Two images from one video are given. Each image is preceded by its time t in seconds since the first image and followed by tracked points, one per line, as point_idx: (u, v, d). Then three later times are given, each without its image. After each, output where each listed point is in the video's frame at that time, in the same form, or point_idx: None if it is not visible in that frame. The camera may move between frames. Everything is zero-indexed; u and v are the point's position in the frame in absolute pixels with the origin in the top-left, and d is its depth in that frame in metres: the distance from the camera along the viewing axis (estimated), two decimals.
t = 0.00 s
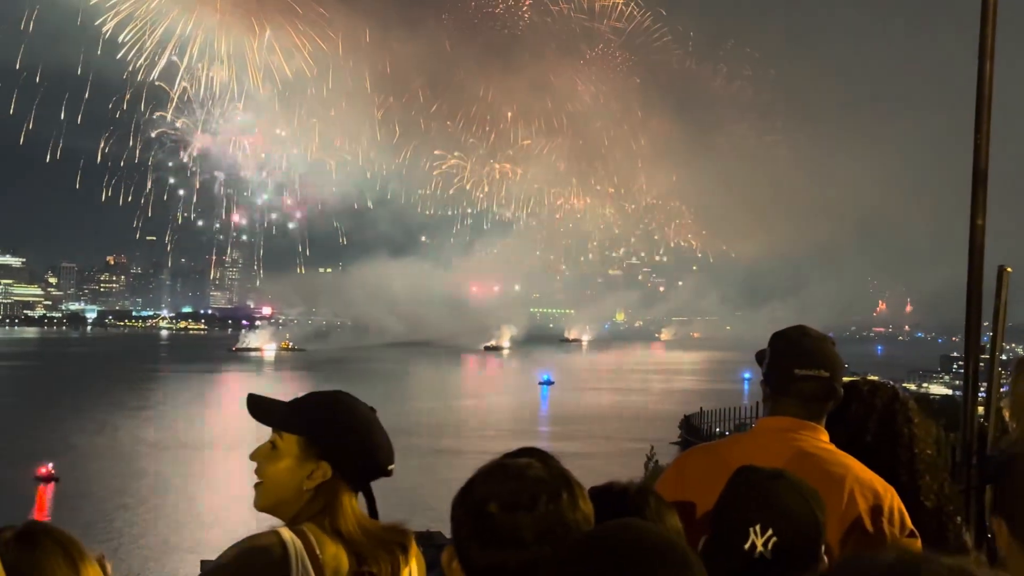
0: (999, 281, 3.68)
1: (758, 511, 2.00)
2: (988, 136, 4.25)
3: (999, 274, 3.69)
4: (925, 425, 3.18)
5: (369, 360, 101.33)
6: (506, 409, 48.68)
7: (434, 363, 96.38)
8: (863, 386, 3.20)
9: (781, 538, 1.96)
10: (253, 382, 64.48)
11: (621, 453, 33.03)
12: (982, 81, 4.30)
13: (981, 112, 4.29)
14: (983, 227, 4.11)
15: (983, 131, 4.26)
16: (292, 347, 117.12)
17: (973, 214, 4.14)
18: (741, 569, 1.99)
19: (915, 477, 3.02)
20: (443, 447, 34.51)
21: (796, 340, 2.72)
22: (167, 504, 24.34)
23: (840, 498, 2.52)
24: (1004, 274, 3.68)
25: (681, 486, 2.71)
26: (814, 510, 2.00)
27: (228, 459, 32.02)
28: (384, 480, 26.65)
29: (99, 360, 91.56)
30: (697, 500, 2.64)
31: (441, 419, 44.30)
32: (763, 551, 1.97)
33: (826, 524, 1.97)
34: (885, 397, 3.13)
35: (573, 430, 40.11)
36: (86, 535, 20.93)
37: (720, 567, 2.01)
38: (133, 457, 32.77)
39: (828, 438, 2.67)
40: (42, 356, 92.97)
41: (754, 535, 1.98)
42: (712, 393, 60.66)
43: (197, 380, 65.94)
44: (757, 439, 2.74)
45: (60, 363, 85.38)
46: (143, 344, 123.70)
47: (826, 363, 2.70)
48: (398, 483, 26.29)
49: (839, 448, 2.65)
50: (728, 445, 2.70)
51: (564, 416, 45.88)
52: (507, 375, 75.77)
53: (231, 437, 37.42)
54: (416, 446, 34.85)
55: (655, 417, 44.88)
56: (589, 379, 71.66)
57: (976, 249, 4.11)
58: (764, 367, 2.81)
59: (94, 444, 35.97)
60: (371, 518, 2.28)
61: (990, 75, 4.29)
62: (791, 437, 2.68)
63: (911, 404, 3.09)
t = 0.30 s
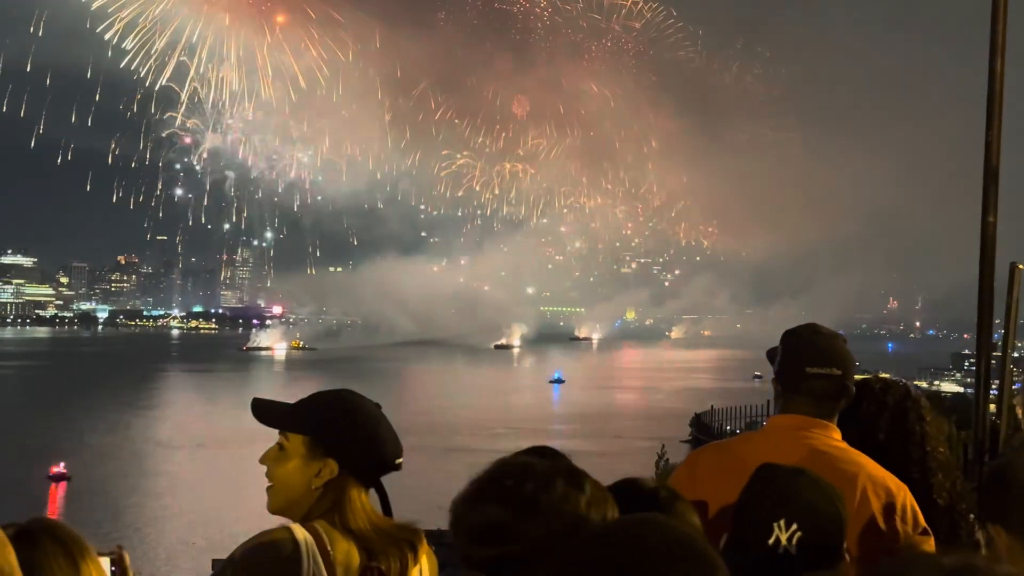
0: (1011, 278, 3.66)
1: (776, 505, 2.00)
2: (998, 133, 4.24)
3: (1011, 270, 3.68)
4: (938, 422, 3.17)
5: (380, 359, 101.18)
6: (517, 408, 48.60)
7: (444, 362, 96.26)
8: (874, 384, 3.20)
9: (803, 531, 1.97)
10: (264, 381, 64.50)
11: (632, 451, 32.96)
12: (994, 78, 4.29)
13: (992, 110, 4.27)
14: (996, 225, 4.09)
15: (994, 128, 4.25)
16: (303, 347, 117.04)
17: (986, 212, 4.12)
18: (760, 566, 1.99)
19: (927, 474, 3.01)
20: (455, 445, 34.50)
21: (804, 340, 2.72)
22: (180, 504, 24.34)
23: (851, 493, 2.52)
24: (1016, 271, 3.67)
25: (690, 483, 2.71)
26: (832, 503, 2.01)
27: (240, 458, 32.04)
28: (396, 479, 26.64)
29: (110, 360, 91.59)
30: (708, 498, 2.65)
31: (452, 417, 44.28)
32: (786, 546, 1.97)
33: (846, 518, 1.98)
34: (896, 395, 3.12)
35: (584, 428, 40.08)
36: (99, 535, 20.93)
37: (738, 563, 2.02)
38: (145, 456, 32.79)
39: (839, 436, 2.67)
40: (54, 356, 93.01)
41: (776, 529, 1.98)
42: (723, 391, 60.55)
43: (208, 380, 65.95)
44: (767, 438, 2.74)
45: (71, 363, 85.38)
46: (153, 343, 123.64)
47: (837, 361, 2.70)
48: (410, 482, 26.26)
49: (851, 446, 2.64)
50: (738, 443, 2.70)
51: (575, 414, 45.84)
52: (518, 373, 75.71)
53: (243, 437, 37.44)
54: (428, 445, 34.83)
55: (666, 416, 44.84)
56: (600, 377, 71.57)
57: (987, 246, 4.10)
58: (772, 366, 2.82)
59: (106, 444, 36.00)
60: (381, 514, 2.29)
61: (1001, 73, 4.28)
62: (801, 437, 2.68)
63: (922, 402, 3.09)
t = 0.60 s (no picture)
0: None
1: (809, 506, 1.98)
2: (1012, 129, 4.22)
3: None
4: (952, 421, 3.16)
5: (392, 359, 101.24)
6: (530, 407, 48.65)
7: (455, 361, 96.28)
8: (885, 381, 3.19)
9: (835, 526, 1.95)
10: (276, 381, 64.58)
11: (644, 450, 32.96)
12: (1006, 75, 4.27)
13: (1004, 108, 4.26)
14: (1010, 222, 4.07)
15: (1008, 125, 4.23)
16: (315, 346, 117.21)
17: (1000, 210, 4.10)
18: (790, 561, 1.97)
19: (937, 476, 2.99)
20: (468, 444, 34.53)
21: (820, 339, 2.71)
22: (194, 504, 24.40)
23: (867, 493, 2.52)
24: None
25: (705, 483, 2.70)
26: (859, 498, 1.99)
27: (254, 458, 32.12)
28: (409, 479, 26.62)
29: (123, 360, 91.81)
30: (720, 499, 2.64)
31: (464, 416, 44.33)
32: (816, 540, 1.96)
33: (874, 515, 1.96)
34: (907, 395, 3.11)
35: (596, 427, 40.07)
36: (114, 535, 20.99)
37: (766, 562, 2.00)
38: (160, 456, 32.86)
39: (853, 436, 2.66)
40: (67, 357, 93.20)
41: (812, 526, 1.96)
42: (736, 389, 60.53)
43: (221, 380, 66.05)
44: (780, 437, 2.73)
45: (83, 363, 85.54)
46: (165, 344, 123.86)
47: (853, 361, 2.68)
48: (422, 481, 26.28)
49: (866, 444, 2.63)
50: (751, 439, 2.71)
51: (587, 413, 45.86)
52: (530, 373, 75.71)
53: (256, 437, 37.55)
54: (441, 444, 34.86)
55: (678, 414, 44.84)
56: (612, 376, 71.59)
57: (999, 241, 4.08)
58: (787, 363, 2.81)
59: (120, 444, 36.10)
60: (392, 508, 2.27)
61: (1015, 72, 4.26)
62: (816, 436, 2.67)
63: (936, 399, 3.07)
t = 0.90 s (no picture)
0: None
1: (836, 512, 1.97)
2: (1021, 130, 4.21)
3: None
4: (964, 419, 3.16)
5: (401, 359, 101.24)
6: (540, 407, 48.65)
7: (465, 361, 96.28)
8: (895, 379, 3.17)
9: (870, 524, 1.95)
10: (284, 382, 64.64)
11: (654, 449, 32.93)
12: (1015, 74, 4.25)
13: (1014, 108, 4.25)
14: (1017, 220, 4.07)
15: (1016, 124, 4.23)
16: (323, 347, 117.25)
17: (1008, 208, 4.09)
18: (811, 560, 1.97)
19: (948, 473, 2.99)
20: (478, 444, 34.54)
21: (829, 337, 2.70)
22: (204, 504, 24.41)
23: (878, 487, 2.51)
24: None
25: (711, 478, 2.69)
26: (883, 492, 2.00)
27: (264, 458, 32.16)
28: (419, 479, 26.64)
29: (132, 361, 91.98)
30: (729, 493, 2.63)
31: (474, 416, 44.35)
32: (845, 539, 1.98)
33: (910, 517, 1.97)
34: (918, 392, 3.10)
35: (606, 427, 40.06)
36: (124, 536, 21.02)
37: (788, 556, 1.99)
38: (170, 457, 32.91)
39: (860, 434, 2.66)
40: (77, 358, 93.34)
41: (844, 526, 1.95)
42: (745, 388, 60.48)
43: (230, 381, 66.12)
44: (789, 434, 2.73)
45: (93, 364, 85.65)
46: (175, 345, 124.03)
47: (862, 359, 2.68)
48: (432, 481, 26.29)
49: (873, 443, 2.63)
50: (758, 435, 2.70)
51: (597, 413, 45.86)
52: (539, 373, 75.69)
53: (266, 437, 37.59)
54: (452, 444, 34.89)
55: (687, 414, 44.83)
56: (621, 376, 71.53)
57: (1011, 240, 4.07)
58: (794, 360, 2.81)
59: (131, 444, 36.17)
60: (394, 503, 2.27)
61: None
62: (825, 434, 2.66)
63: (948, 399, 3.07)
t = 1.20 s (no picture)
0: None
1: (861, 511, 1.96)
2: None
3: None
4: (971, 420, 3.15)
5: (410, 362, 101.24)
6: (548, 409, 48.67)
7: (474, 363, 96.27)
8: (905, 381, 3.17)
9: (897, 527, 1.94)
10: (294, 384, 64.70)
11: (662, 451, 32.92)
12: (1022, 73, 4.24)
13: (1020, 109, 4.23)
14: None
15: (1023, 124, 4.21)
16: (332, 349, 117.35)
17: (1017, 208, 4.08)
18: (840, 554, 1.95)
19: (961, 473, 2.97)
20: (487, 446, 34.57)
21: (837, 338, 2.69)
22: (213, 507, 24.45)
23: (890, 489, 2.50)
24: None
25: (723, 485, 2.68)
26: (900, 495, 1.99)
27: (274, 461, 32.22)
28: (427, 481, 26.67)
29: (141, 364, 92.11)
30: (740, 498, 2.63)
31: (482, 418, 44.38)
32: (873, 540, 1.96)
33: (929, 521, 1.96)
34: (928, 393, 3.09)
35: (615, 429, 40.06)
36: (135, 539, 21.07)
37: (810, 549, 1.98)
38: (179, 460, 32.98)
39: (871, 437, 2.65)
40: (86, 361, 93.40)
41: (876, 529, 1.93)
42: (754, 390, 60.45)
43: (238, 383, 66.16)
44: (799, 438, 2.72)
45: (101, 367, 85.76)
46: (184, 347, 124.12)
47: (871, 362, 2.67)
48: (441, 483, 26.32)
49: (885, 446, 2.62)
50: (766, 442, 2.70)
51: (605, 415, 45.89)
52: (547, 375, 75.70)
53: (275, 440, 37.65)
54: (461, 446, 34.92)
55: (696, 416, 44.79)
56: (629, 378, 71.50)
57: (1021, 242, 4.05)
58: (804, 367, 2.80)
59: (140, 447, 36.26)
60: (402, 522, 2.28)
61: None
62: (836, 437, 2.65)
63: (957, 400, 3.05)
